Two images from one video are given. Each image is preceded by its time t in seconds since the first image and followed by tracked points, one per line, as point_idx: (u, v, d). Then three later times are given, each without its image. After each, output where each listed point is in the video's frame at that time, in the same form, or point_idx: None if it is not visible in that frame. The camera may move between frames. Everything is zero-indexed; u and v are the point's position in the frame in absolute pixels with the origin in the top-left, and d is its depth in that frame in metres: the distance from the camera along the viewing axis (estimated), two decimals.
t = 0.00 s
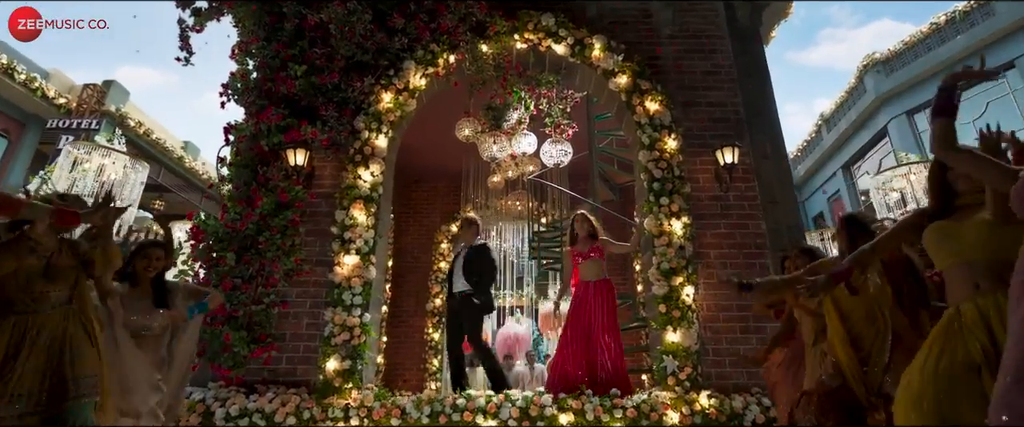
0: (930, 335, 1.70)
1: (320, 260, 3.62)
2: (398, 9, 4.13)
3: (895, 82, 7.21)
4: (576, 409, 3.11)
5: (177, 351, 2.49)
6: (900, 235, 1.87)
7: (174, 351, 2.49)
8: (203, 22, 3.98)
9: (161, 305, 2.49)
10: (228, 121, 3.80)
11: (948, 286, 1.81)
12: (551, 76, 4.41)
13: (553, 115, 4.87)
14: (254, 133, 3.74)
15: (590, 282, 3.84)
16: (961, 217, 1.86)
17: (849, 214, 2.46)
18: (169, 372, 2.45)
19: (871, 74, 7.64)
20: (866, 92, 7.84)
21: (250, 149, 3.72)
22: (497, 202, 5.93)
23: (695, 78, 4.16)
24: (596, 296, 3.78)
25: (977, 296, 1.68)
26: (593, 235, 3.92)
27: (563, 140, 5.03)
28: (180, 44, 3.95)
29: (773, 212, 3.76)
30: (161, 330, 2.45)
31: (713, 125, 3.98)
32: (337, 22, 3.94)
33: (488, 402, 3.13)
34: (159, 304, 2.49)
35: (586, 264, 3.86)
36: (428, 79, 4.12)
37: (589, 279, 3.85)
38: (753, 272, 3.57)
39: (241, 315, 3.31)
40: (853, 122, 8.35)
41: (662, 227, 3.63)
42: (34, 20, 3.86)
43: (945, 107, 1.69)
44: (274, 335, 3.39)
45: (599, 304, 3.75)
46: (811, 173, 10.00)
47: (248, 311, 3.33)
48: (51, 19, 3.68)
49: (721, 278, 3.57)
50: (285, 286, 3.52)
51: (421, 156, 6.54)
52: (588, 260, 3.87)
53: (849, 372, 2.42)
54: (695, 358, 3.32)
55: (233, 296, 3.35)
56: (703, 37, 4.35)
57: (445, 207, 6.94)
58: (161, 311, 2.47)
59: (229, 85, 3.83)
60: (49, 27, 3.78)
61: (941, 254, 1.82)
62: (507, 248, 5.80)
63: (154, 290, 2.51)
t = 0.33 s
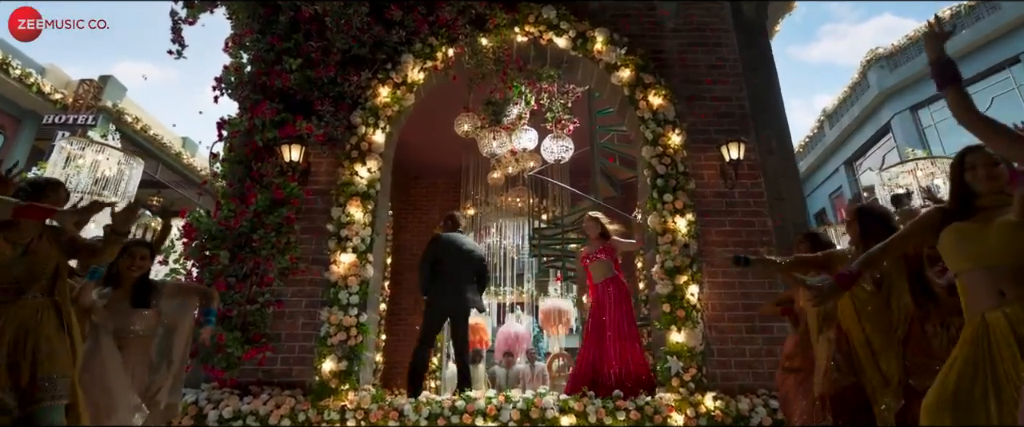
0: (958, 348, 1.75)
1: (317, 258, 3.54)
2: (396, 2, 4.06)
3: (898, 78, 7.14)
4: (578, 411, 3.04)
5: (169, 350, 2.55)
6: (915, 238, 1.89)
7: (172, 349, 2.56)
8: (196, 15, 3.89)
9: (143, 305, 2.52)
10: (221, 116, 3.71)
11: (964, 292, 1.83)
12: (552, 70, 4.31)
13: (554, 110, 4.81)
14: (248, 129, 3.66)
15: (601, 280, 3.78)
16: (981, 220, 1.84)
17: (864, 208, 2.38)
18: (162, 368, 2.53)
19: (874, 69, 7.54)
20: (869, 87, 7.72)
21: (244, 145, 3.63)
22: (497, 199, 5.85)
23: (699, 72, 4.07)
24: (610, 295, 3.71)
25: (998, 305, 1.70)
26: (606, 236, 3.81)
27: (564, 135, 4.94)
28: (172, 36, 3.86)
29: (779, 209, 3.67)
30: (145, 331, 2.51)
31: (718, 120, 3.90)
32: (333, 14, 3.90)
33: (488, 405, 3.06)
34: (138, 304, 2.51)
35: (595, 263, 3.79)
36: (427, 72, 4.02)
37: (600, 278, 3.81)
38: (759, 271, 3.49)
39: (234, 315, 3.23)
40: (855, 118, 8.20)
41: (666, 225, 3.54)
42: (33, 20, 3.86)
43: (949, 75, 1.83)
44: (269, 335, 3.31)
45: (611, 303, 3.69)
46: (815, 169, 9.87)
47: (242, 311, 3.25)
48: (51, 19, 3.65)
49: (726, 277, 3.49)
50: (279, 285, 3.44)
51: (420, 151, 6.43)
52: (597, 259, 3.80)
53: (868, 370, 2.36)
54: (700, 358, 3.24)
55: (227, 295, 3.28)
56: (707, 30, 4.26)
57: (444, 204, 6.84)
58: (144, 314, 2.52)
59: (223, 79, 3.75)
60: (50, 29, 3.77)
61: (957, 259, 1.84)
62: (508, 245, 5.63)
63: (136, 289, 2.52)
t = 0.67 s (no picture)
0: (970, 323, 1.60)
1: (312, 255, 3.46)
2: None
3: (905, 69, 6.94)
4: (581, 412, 2.98)
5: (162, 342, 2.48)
6: (938, 231, 1.66)
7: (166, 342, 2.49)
8: (187, 4, 3.77)
9: (127, 293, 2.30)
10: (213, 109, 3.62)
11: (978, 277, 1.63)
12: (553, 62, 4.21)
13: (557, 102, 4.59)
14: (242, 122, 3.56)
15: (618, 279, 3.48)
16: (1007, 200, 1.63)
17: (881, 199, 2.27)
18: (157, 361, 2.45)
19: (878, 62, 7.42)
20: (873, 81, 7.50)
21: (237, 138, 3.53)
22: (497, 193, 5.78)
23: (705, 64, 3.97)
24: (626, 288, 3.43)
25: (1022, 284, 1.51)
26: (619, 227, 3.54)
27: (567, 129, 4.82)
28: (163, 27, 3.75)
29: (787, 204, 3.57)
30: (132, 320, 2.30)
31: (724, 113, 3.80)
32: (329, 5, 3.75)
33: (488, 405, 2.99)
34: (122, 292, 2.29)
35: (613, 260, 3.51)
36: (425, 64, 3.93)
37: (614, 277, 3.54)
38: (765, 267, 3.41)
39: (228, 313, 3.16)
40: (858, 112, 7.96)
41: (670, 220, 3.45)
42: (34, 20, 3.72)
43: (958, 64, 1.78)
44: (263, 334, 3.23)
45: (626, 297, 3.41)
46: (817, 164, 9.68)
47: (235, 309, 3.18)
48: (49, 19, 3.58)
49: (731, 273, 3.41)
50: (274, 282, 3.37)
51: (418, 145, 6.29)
52: (613, 257, 3.53)
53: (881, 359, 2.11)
54: (705, 358, 3.16)
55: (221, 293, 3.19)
56: (713, 21, 4.16)
57: (444, 198, 6.73)
58: (131, 302, 2.30)
59: (215, 71, 3.65)
60: (49, 28, 3.64)
61: (975, 238, 1.62)
62: (509, 240, 5.56)
63: (119, 280, 2.29)
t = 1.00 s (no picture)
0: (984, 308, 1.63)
1: (308, 250, 3.37)
2: None
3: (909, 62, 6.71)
4: (583, 412, 2.90)
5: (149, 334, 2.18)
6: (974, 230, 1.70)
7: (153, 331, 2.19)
8: None
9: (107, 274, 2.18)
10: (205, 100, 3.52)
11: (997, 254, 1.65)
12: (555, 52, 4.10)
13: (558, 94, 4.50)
14: (234, 113, 3.45)
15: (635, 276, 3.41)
16: None
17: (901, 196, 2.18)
18: (145, 357, 2.17)
19: (883, 54, 7.17)
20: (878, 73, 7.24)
21: (230, 130, 3.43)
22: (497, 187, 5.68)
23: (711, 54, 3.86)
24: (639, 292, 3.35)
25: None
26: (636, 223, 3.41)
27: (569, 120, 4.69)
28: (154, 15, 3.64)
29: (795, 199, 3.47)
30: (115, 306, 2.19)
31: (730, 105, 3.69)
32: None
33: (489, 405, 2.92)
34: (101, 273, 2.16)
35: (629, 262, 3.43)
36: (424, 55, 3.82)
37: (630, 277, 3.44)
38: (773, 263, 3.33)
39: (221, 311, 3.07)
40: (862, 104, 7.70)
41: (675, 215, 3.35)
42: (34, 20, 3.59)
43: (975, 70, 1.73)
44: (257, 332, 3.15)
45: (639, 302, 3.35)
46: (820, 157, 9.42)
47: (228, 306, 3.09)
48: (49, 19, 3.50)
49: (738, 270, 3.32)
50: (269, 278, 3.29)
51: (416, 138, 6.15)
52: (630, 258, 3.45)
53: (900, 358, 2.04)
54: (711, 356, 3.08)
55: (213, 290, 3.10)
56: (719, 10, 4.04)
57: (444, 193, 6.62)
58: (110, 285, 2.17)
59: (207, 61, 3.54)
60: (48, 28, 3.54)
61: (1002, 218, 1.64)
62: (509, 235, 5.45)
63: (108, 261, 2.18)
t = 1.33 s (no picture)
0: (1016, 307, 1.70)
1: (302, 244, 3.28)
2: None
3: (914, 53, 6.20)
4: (587, 411, 2.82)
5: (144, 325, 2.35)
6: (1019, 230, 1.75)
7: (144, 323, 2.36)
8: None
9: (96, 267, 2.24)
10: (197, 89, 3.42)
11: None
12: (557, 40, 3.98)
13: (561, 83, 4.39)
14: (226, 103, 3.35)
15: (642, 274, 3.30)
16: None
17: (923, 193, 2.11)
18: (141, 345, 2.31)
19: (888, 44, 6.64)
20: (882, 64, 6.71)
21: (222, 121, 3.33)
22: (497, 179, 5.54)
23: (717, 42, 3.75)
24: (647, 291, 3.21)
25: None
26: (652, 218, 3.24)
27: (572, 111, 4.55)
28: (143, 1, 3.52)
29: (804, 191, 3.37)
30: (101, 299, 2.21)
31: (738, 94, 3.59)
32: None
33: (489, 403, 2.83)
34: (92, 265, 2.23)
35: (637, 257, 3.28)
36: (422, 42, 3.70)
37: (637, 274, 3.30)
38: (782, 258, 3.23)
39: (213, 307, 2.98)
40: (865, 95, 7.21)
41: (681, 208, 3.25)
42: (34, 20, 3.45)
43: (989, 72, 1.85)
44: (250, 328, 3.06)
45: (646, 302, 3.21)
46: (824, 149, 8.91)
47: (221, 302, 2.99)
48: (47, 18, 3.36)
49: (745, 264, 3.22)
50: (264, 273, 3.20)
51: (415, 129, 6.02)
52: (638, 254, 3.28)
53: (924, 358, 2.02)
54: (718, 353, 2.99)
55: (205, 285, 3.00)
56: None
57: (443, 185, 6.50)
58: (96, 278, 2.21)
59: (198, 48, 3.43)
60: (49, 28, 3.37)
61: None
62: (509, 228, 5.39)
63: (92, 252, 2.24)
